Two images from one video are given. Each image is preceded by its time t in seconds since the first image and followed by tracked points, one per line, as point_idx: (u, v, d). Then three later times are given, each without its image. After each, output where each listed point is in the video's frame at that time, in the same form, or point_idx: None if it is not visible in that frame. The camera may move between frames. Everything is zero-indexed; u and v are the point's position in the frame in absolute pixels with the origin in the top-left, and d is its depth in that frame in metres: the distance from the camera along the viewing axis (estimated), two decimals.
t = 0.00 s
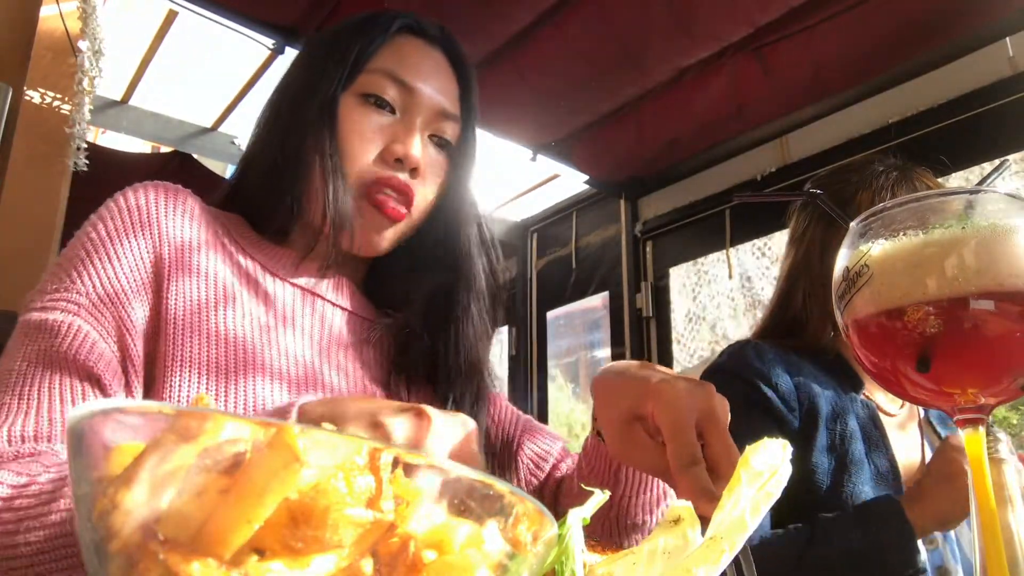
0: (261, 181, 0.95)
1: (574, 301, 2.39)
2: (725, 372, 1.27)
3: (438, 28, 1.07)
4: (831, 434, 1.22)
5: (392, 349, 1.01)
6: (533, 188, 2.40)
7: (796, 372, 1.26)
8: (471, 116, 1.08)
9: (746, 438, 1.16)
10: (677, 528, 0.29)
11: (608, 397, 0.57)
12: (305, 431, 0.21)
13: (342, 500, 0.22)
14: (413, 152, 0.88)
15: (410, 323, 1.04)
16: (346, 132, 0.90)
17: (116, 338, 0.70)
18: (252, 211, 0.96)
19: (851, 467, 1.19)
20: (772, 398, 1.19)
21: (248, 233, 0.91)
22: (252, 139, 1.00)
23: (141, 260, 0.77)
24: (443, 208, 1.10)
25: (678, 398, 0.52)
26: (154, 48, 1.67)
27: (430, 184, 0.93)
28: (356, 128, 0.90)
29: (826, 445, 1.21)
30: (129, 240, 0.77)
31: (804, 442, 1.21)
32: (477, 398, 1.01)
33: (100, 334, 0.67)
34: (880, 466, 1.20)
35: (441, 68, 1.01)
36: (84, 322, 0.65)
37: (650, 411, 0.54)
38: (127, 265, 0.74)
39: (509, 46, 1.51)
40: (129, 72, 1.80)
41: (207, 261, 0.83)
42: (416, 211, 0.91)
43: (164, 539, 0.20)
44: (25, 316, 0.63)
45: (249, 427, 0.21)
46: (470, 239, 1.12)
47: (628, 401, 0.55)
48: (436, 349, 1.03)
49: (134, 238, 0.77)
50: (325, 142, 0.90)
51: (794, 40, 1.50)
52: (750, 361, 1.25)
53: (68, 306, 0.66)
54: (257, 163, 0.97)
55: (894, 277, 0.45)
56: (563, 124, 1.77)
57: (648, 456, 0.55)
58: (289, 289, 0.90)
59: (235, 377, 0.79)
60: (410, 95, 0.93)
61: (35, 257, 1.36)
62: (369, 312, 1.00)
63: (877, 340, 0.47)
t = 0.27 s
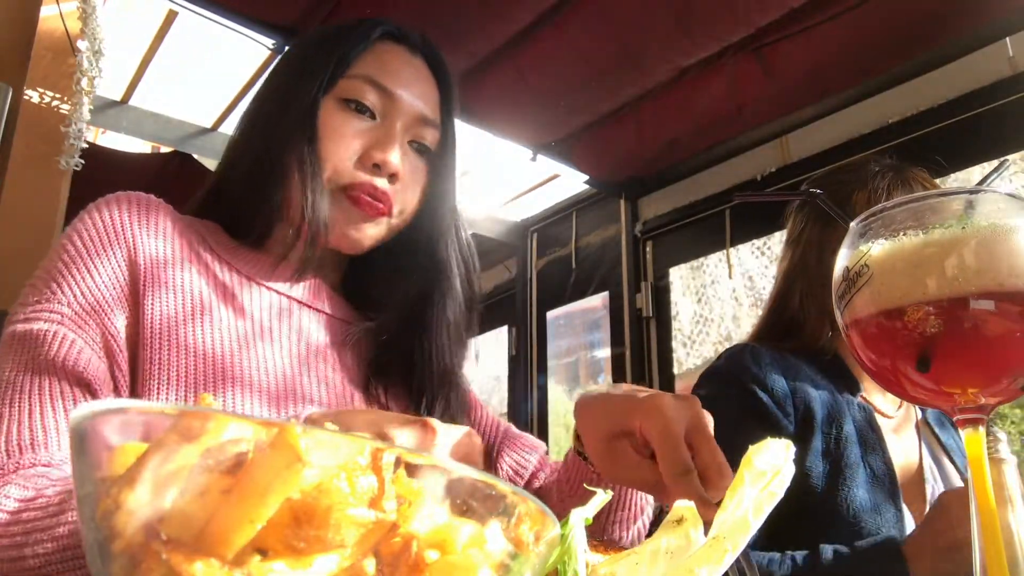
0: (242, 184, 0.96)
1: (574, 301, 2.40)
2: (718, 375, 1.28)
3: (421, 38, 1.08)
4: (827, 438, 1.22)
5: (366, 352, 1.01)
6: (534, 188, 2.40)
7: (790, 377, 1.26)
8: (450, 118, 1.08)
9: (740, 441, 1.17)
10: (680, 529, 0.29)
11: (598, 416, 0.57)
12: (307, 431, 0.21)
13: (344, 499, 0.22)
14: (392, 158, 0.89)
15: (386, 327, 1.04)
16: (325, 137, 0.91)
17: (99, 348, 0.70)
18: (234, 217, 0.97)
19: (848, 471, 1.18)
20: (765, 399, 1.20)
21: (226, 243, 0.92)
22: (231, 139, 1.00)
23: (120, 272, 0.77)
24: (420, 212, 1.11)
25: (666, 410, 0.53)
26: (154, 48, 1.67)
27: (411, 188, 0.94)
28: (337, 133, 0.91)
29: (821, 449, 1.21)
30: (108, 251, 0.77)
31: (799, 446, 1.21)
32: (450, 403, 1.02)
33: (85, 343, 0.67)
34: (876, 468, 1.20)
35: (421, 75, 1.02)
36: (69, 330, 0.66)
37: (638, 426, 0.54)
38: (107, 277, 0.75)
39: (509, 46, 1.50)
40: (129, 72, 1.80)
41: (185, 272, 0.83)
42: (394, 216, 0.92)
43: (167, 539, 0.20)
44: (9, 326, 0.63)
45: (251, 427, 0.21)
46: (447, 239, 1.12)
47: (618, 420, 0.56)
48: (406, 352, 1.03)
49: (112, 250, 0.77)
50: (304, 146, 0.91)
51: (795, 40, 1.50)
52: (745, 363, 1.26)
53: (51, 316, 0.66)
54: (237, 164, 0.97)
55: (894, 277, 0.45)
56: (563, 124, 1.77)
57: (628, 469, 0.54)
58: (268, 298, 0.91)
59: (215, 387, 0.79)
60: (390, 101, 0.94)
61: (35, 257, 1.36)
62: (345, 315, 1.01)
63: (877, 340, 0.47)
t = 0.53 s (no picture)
0: (238, 188, 0.96)
1: (574, 301, 2.40)
2: (722, 376, 1.28)
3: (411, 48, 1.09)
4: (830, 439, 1.23)
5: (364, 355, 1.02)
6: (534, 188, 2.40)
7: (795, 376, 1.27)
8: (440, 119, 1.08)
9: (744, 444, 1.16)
10: (682, 529, 0.29)
11: (607, 428, 0.57)
12: (308, 430, 0.21)
13: (345, 500, 0.22)
14: (385, 162, 0.90)
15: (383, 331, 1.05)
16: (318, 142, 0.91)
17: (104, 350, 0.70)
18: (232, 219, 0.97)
19: (850, 474, 1.20)
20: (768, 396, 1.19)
21: (226, 248, 0.92)
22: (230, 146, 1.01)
23: (123, 275, 0.77)
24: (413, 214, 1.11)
25: (672, 419, 0.52)
26: (154, 48, 1.67)
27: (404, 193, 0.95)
28: (329, 138, 0.91)
29: (825, 451, 1.21)
30: (110, 257, 0.77)
31: (803, 445, 1.21)
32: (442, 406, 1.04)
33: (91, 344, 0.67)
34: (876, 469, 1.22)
35: (412, 81, 1.02)
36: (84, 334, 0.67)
37: (646, 436, 0.54)
38: (110, 281, 0.75)
39: (509, 47, 1.50)
40: (129, 72, 1.80)
41: (186, 276, 0.83)
42: (388, 220, 0.93)
43: (169, 538, 0.20)
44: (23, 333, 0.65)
45: (253, 426, 0.21)
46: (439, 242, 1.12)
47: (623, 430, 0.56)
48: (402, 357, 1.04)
49: (114, 255, 0.77)
50: (298, 152, 0.91)
51: (795, 39, 1.50)
52: (747, 362, 1.25)
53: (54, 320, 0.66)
54: (236, 167, 0.97)
55: (894, 277, 0.45)
56: (563, 124, 1.77)
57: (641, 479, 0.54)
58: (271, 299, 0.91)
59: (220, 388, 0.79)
60: (381, 107, 0.94)
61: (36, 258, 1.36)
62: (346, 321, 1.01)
63: (878, 340, 0.47)
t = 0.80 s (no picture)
0: (245, 184, 0.96)
1: (574, 302, 2.40)
2: (743, 368, 1.26)
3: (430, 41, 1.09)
4: (851, 441, 1.22)
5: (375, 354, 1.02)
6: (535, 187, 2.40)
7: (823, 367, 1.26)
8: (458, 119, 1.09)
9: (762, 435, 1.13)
10: (682, 528, 0.29)
11: (609, 440, 0.57)
12: (309, 430, 0.21)
13: (346, 500, 0.22)
14: (402, 153, 0.90)
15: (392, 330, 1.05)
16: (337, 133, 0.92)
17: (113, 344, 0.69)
18: (236, 213, 0.96)
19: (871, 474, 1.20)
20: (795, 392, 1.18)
21: (231, 242, 0.91)
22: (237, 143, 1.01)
23: (131, 268, 0.76)
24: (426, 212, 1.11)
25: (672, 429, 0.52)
26: (154, 48, 1.67)
27: (420, 185, 0.96)
28: (347, 128, 0.92)
29: (847, 453, 1.20)
30: (118, 248, 0.76)
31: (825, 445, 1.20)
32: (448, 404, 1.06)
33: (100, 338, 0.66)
34: (893, 466, 1.21)
35: (429, 74, 1.03)
36: (90, 326, 0.65)
37: (647, 445, 0.54)
38: (119, 273, 0.74)
39: (509, 47, 1.50)
40: (129, 72, 1.80)
41: (193, 270, 0.82)
42: (404, 212, 0.93)
43: (169, 539, 0.20)
44: (26, 324, 0.62)
45: (255, 426, 0.21)
46: (453, 239, 1.13)
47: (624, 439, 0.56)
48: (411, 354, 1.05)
49: (123, 247, 0.76)
50: (316, 141, 0.91)
51: (795, 39, 1.50)
52: (775, 353, 1.24)
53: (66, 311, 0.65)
54: (243, 162, 0.97)
55: (894, 277, 0.45)
56: (563, 124, 1.77)
57: (639, 489, 0.54)
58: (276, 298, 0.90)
59: (224, 386, 0.78)
60: (399, 98, 0.95)
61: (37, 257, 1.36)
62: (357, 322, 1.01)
63: (879, 340, 0.46)
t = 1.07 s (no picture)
0: (241, 183, 0.96)
1: (574, 302, 2.40)
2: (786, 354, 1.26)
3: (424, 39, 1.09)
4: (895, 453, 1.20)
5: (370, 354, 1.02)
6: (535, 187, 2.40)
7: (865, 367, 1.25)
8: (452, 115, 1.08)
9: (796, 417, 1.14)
10: (683, 527, 0.29)
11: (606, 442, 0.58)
12: (309, 430, 0.21)
13: (346, 499, 0.22)
14: (396, 152, 0.90)
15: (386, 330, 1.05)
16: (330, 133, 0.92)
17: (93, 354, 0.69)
18: (231, 214, 0.97)
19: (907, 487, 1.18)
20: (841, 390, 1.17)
21: (225, 245, 0.91)
22: (231, 141, 1.00)
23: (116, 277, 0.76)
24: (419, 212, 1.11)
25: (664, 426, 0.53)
26: (154, 49, 1.67)
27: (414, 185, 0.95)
28: (340, 129, 0.92)
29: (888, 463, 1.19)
30: (103, 257, 0.76)
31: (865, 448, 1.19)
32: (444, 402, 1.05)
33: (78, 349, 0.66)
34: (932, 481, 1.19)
35: (423, 72, 1.03)
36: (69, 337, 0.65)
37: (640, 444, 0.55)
38: (102, 282, 0.74)
39: (509, 47, 1.50)
40: (129, 71, 1.79)
41: (182, 276, 0.82)
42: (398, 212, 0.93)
43: (169, 539, 0.20)
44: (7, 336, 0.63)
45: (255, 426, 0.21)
46: (448, 237, 1.12)
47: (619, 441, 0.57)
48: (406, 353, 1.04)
49: (108, 256, 0.76)
50: (307, 140, 0.91)
51: (795, 39, 1.50)
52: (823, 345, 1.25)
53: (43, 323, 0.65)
54: (238, 163, 0.97)
55: (895, 277, 0.45)
56: (563, 124, 1.77)
57: (635, 489, 0.55)
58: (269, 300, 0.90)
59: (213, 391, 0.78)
60: (393, 98, 0.95)
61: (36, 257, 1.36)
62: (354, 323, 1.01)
63: (879, 340, 0.46)
